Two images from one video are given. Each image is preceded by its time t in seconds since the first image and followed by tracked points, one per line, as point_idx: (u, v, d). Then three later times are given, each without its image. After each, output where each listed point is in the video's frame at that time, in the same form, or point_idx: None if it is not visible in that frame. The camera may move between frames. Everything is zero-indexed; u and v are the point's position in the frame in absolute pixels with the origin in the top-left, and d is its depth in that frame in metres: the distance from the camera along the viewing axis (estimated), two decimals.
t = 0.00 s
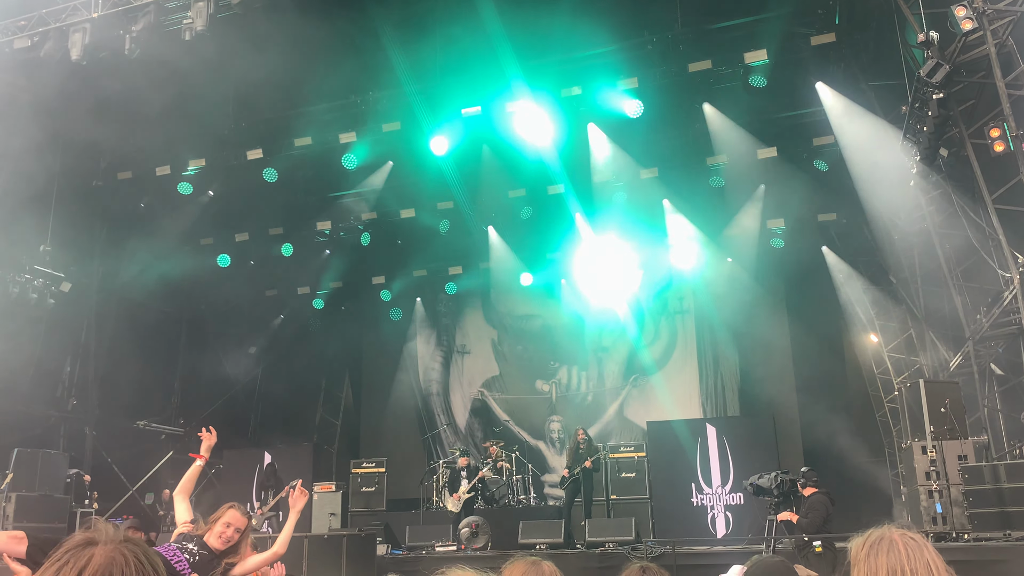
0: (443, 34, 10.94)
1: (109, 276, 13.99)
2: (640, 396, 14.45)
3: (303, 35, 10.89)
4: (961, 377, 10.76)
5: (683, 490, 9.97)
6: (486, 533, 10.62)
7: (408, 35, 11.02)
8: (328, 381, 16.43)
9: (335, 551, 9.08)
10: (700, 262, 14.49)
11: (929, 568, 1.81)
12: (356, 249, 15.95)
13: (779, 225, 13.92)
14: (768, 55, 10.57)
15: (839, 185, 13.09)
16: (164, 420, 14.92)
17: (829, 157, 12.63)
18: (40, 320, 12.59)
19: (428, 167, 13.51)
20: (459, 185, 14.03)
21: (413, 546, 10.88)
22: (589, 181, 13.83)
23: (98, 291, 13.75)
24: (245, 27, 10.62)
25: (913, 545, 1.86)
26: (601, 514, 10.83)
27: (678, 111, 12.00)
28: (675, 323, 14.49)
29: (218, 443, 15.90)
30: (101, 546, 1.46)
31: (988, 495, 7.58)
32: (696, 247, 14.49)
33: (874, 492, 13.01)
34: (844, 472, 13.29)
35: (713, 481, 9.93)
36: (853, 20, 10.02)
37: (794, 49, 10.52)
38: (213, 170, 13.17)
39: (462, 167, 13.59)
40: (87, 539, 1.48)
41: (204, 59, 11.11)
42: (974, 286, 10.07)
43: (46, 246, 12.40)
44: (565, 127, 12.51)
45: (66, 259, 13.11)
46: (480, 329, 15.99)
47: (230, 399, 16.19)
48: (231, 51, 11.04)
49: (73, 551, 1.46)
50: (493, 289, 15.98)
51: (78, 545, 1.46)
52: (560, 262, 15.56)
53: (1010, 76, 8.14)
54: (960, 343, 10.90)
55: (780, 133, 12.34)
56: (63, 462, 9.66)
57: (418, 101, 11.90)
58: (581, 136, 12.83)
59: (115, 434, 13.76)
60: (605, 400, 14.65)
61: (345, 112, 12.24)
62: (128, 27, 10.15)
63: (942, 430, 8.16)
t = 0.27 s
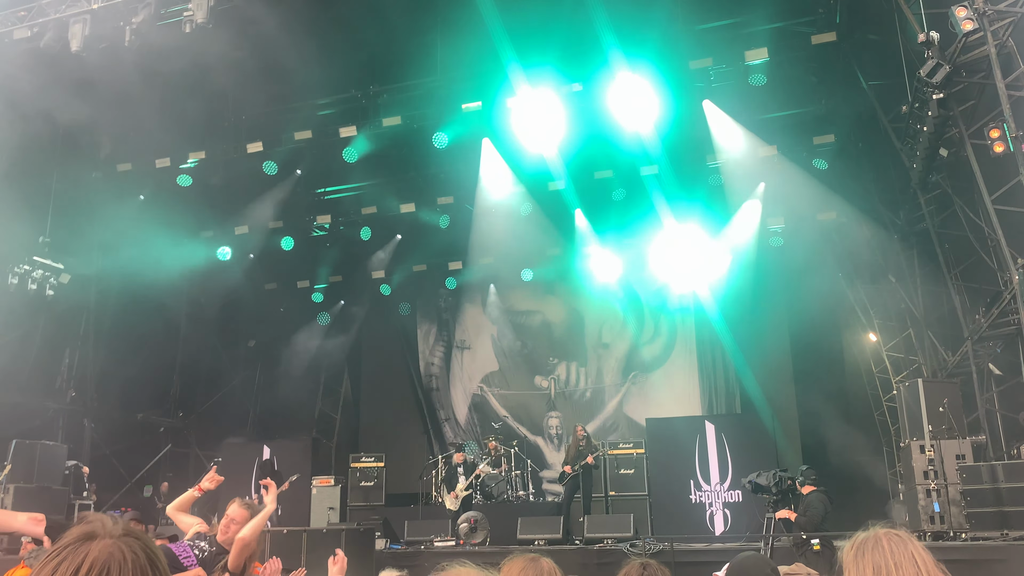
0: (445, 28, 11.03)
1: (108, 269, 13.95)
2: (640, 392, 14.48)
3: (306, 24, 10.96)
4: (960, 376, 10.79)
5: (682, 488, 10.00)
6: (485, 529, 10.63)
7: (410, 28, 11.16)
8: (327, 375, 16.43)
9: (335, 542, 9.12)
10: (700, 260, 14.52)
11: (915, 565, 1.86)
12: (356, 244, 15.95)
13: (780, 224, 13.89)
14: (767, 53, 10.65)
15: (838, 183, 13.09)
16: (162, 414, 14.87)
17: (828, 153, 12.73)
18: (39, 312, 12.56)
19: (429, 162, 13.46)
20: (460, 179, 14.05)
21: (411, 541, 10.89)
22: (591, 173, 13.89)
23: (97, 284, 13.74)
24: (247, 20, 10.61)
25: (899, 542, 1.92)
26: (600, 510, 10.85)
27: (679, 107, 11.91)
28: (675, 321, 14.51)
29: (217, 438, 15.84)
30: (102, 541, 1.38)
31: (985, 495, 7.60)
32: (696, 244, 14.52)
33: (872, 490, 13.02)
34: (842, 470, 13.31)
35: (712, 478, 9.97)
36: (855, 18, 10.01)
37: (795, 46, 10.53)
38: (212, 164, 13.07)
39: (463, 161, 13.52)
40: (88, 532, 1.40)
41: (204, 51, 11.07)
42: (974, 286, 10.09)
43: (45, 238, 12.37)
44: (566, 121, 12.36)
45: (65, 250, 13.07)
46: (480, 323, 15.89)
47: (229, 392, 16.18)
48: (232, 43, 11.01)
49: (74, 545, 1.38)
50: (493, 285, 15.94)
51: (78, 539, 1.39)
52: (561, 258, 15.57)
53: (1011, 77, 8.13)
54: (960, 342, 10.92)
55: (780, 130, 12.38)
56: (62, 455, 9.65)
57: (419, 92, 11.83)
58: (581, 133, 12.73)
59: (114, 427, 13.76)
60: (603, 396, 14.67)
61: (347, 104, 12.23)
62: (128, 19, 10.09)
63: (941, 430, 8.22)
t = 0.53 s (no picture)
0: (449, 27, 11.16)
1: (109, 267, 13.93)
2: (640, 392, 14.48)
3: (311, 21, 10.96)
4: (961, 377, 10.78)
5: (683, 486, 9.99)
6: (484, 527, 10.66)
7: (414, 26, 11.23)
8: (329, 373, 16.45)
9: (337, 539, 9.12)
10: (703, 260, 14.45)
11: (925, 568, 1.81)
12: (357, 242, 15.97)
13: (782, 223, 13.68)
14: (770, 53, 10.47)
15: (838, 181, 13.15)
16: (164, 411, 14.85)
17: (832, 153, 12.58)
18: (42, 308, 12.57)
19: (431, 159, 13.51)
20: (462, 177, 14.03)
21: (412, 539, 10.89)
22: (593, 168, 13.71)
23: (100, 280, 13.82)
24: (251, 18, 10.61)
25: (909, 545, 1.86)
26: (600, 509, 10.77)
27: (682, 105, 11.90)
28: (676, 320, 14.54)
29: (218, 435, 15.83)
30: (111, 538, 1.26)
31: (987, 496, 7.54)
32: (699, 244, 14.41)
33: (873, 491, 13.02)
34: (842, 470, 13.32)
35: (712, 477, 9.94)
36: (859, 18, 9.98)
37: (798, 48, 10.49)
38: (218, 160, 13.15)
39: (465, 160, 13.52)
40: (93, 528, 1.28)
41: (208, 49, 11.08)
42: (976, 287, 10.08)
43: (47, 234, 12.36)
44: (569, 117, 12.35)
45: (67, 247, 13.07)
46: (481, 322, 15.98)
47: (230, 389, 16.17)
48: (236, 39, 11.03)
49: (81, 540, 1.26)
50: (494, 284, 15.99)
51: (85, 534, 1.27)
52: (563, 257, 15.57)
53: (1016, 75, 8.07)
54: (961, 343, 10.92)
55: (782, 132, 12.38)
56: (64, 452, 9.66)
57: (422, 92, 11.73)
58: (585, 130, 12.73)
59: (116, 423, 13.75)
60: (603, 395, 14.68)
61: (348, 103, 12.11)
62: (132, 16, 10.07)
63: (942, 430, 8.19)
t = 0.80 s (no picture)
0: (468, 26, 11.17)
1: (126, 263, 14.10)
2: (658, 393, 14.43)
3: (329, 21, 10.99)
4: (983, 381, 10.66)
5: (700, 488, 9.97)
6: (500, 526, 10.61)
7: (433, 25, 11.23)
8: (346, 371, 16.52)
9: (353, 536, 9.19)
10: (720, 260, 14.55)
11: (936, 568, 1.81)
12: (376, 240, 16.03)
13: (800, 224, 13.67)
14: (790, 52, 10.20)
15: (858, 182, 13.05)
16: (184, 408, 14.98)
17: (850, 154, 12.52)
18: (64, 304, 12.72)
19: (449, 159, 13.47)
20: (480, 177, 14.03)
21: (427, 537, 10.92)
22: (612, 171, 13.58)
23: (118, 277, 13.91)
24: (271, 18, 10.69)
25: (918, 544, 1.87)
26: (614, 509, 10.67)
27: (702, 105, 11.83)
28: (694, 322, 14.51)
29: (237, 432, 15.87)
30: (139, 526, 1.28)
31: (1007, 502, 7.53)
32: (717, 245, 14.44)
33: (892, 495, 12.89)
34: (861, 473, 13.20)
35: (729, 479, 9.94)
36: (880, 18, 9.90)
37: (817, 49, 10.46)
38: (236, 158, 13.18)
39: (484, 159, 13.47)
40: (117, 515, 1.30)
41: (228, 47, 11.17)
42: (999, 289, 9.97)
43: (68, 232, 12.58)
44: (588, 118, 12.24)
45: (89, 244, 13.22)
46: (497, 322, 15.95)
47: (248, 387, 16.25)
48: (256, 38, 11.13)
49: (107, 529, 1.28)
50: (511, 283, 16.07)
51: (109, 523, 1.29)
52: (580, 257, 15.57)
53: None
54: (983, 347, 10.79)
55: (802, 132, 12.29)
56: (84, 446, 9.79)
57: (441, 91, 11.73)
58: (604, 132, 12.71)
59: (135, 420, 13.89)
60: (620, 396, 14.65)
61: (366, 102, 12.08)
62: (153, 16, 10.17)
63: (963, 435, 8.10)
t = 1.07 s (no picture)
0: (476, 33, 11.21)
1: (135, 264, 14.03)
2: (661, 403, 14.43)
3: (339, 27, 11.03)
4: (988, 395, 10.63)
5: (702, 498, 9.95)
6: (502, 533, 10.64)
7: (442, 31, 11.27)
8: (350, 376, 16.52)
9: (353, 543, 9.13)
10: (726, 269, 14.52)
11: None
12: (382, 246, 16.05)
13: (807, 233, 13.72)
14: (801, 62, 10.18)
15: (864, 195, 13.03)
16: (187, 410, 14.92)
17: (856, 166, 12.50)
18: (70, 304, 12.74)
19: (456, 166, 13.57)
20: (487, 186, 14.09)
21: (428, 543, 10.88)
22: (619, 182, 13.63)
23: (125, 279, 13.81)
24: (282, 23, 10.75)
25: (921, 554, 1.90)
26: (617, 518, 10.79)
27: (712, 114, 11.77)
28: (699, 331, 14.48)
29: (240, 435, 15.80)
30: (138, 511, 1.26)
31: (1011, 516, 7.54)
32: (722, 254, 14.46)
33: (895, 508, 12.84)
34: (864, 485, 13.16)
35: (732, 490, 9.90)
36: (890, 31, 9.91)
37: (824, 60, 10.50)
38: (245, 160, 13.25)
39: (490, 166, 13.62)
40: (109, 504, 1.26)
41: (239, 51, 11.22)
42: (1005, 303, 9.95)
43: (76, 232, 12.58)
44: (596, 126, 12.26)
45: (96, 246, 13.24)
46: (503, 329, 16.10)
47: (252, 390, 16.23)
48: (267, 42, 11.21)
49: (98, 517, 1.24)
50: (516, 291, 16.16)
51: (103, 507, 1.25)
52: (586, 264, 15.65)
53: None
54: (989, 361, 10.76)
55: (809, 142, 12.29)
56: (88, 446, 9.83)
57: (451, 96, 11.76)
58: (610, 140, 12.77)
59: (138, 421, 13.89)
60: (623, 405, 14.68)
61: (375, 107, 12.14)
62: (165, 19, 10.21)
63: (967, 448, 8.08)
